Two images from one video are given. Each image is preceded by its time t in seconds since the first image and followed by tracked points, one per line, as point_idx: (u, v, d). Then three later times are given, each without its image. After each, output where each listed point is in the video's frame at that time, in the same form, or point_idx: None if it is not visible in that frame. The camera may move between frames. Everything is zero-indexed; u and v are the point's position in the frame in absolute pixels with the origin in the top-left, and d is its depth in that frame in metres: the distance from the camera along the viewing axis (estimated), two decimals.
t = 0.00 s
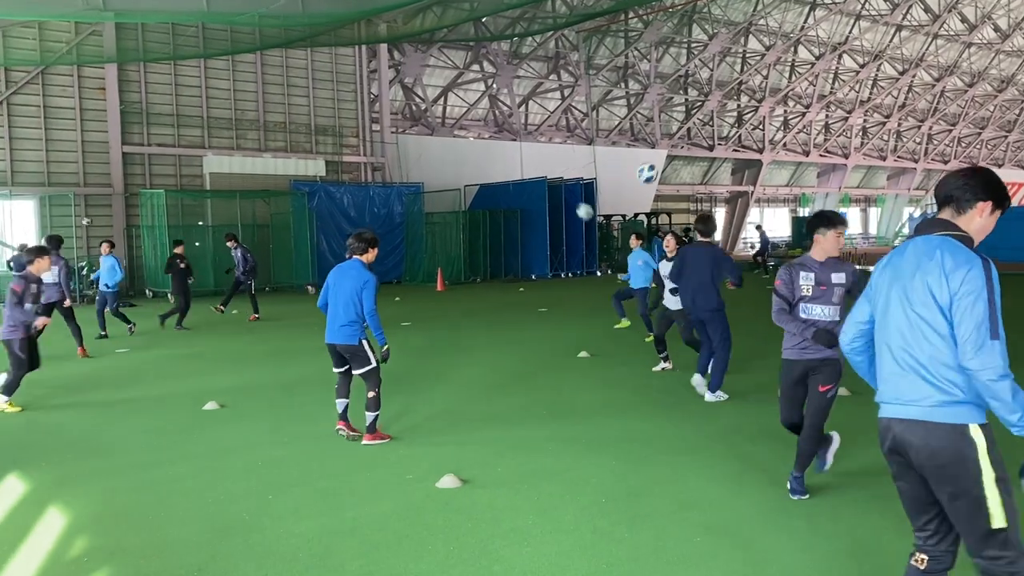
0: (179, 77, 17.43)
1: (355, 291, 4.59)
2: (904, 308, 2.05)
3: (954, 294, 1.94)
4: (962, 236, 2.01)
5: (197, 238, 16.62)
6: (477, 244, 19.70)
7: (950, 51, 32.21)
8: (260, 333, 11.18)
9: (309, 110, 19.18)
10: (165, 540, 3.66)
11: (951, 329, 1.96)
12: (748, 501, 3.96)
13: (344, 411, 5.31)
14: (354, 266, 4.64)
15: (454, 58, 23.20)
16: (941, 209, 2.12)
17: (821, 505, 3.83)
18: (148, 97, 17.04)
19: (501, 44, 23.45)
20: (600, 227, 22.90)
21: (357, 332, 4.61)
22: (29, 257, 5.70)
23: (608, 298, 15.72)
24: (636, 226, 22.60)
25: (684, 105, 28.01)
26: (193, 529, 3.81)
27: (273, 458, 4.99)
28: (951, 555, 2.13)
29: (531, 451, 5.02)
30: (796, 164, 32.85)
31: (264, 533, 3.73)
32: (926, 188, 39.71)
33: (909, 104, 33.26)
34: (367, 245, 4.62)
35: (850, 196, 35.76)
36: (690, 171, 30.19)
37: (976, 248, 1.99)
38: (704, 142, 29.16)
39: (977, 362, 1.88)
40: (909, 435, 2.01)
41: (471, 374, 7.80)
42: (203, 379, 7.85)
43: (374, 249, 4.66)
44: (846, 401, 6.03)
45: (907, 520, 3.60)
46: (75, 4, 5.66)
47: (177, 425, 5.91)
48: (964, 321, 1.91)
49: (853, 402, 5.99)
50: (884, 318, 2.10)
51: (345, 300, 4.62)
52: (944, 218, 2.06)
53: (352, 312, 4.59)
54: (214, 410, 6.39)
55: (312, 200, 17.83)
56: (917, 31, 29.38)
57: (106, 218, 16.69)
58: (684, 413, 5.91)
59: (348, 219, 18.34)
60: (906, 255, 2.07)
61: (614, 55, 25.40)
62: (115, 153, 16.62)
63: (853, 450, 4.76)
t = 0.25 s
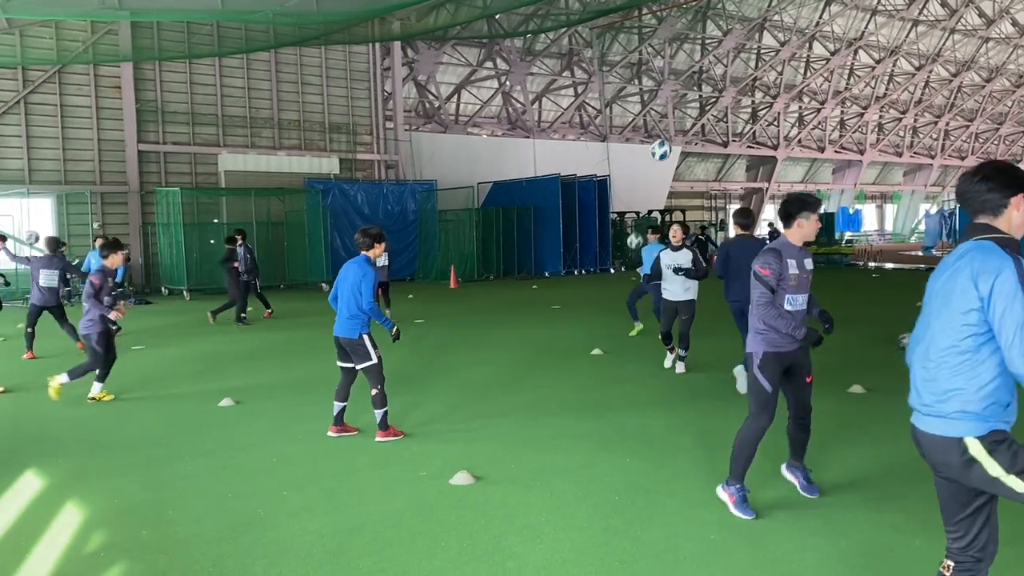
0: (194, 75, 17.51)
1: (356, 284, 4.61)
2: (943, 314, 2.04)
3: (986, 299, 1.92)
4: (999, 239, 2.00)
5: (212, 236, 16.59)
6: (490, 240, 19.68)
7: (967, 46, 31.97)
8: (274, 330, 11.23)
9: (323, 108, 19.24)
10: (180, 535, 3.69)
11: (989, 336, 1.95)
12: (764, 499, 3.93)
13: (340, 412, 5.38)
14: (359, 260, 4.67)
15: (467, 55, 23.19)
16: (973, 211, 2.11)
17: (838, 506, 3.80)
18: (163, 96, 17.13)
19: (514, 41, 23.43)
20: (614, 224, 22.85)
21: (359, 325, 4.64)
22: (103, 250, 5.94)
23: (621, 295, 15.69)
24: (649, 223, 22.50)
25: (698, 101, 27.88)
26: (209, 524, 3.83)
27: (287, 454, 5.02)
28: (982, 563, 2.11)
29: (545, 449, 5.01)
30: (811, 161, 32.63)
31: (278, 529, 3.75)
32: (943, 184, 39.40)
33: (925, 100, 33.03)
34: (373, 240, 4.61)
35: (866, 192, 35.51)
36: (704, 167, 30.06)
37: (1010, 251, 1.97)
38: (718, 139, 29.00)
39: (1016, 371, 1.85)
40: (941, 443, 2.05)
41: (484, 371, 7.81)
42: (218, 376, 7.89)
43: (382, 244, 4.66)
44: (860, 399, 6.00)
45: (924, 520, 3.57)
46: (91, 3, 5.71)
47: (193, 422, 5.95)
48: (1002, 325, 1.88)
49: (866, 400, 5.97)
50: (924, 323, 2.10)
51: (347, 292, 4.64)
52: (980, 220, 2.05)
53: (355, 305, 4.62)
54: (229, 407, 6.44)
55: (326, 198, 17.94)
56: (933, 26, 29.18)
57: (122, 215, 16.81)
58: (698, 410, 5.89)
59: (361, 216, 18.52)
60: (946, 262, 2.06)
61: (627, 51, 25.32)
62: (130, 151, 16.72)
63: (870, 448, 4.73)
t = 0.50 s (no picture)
0: (206, 74, 17.58)
1: (357, 280, 4.63)
2: None
3: None
4: None
5: (223, 233, 16.79)
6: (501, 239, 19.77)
7: (981, 42, 31.78)
8: (285, 328, 11.26)
9: (334, 106, 19.28)
10: (192, 532, 3.69)
11: None
12: (777, 497, 3.90)
13: (351, 410, 5.32)
14: (362, 258, 4.69)
15: (478, 53, 23.20)
16: None
17: (852, 505, 3.77)
18: (176, 95, 17.21)
19: (525, 38, 23.40)
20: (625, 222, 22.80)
21: (357, 322, 4.64)
22: (166, 242, 6.12)
23: (633, 293, 15.65)
24: (660, 221, 22.46)
25: (710, 99, 27.80)
26: (222, 521, 3.84)
27: (299, 451, 5.02)
28: (1006, 565, 2.12)
29: (557, 447, 5.00)
30: (824, 158, 32.50)
31: (290, 526, 3.75)
32: (956, 181, 39.16)
33: (939, 97, 32.84)
34: (376, 238, 4.63)
35: (878, 190, 35.33)
36: (716, 165, 29.95)
37: None
38: (730, 136, 28.93)
39: None
40: (1008, 447, 1.98)
41: (496, 369, 7.81)
42: (230, 373, 7.91)
43: (386, 242, 4.67)
44: (874, 397, 5.96)
45: (940, 520, 3.54)
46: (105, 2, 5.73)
47: (206, 419, 5.97)
48: None
49: (879, 398, 5.93)
50: (991, 319, 2.05)
51: (349, 289, 4.66)
52: None
53: (354, 301, 4.64)
54: (241, 404, 6.45)
55: (338, 196, 17.94)
56: (947, 22, 29.02)
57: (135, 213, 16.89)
58: (710, 409, 5.87)
59: (372, 214, 18.40)
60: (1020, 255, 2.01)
61: (639, 49, 25.26)
62: (143, 149, 16.79)
63: (884, 447, 4.69)
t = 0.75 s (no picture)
0: (219, 72, 17.63)
1: (362, 279, 4.65)
2: None
3: None
4: None
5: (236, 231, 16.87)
6: (512, 237, 19.97)
7: (997, 38, 31.53)
8: (297, 326, 11.29)
9: (346, 104, 19.31)
10: (205, 528, 3.71)
11: None
12: (788, 496, 3.89)
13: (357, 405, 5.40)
14: (369, 257, 4.70)
15: (490, 51, 23.17)
16: None
17: (864, 504, 3.75)
18: (189, 94, 17.29)
19: (537, 36, 23.34)
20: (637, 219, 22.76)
21: (362, 322, 4.65)
22: (239, 237, 6.18)
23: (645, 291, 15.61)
24: (673, 219, 22.40)
25: (722, 96, 27.67)
26: (234, 518, 3.86)
27: (310, 449, 5.04)
28: None
29: (568, 444, 5.00)
30: (837, 155, 32.31)
31: (302, 523, 3.77)
32: (971, 178, 38.87)
33: (954, 93, 32.61)
34: (382, 237, 4.63)
35: (893, 187, 35.10)
36: (729, 163, 29.80)
37: None
38: (742, 134, 28.83)
39: None
40: None
41: (507, 366, 7.81)
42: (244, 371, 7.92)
43: (393, 242, 4.68)
44: (887, 396, 5.93)
45: (952, 520, 3.52)
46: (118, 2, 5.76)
47: (218, 416, 6.00)
48: None
49: (892, 396, 5.90)
50: None
51: (355, 289, 4.67)
52: None
53: (359, 300, 4.65)
54: (253, 401, 6.48)
55: (350, 194, 18.02)
56: (962, 19, 28.82)
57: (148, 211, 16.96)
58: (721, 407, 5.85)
59: (383, 212, 18.52)
60: None
61: (651, 46, 25.17)
62: (156, 147, 16.86)
63: (896, 446, 4.67)
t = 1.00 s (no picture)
0: (230, 71, 17.67)
1: (365, 279, 4.65)
2: None
3: None
4: None
5: (247, 230, 16.96)
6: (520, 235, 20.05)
7: (1010, 35, 31.32)
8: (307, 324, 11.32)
9: (356, 103, 19.32)
10: (217, 526, 3.73)
11: None
12: (799, 495, 3.87)
13: (353, 407, 5.37)
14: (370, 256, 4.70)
15: (500, 49, 23.15)
16: None
17: (876, 504, 3.73)
18: (200, 93, 17.35)
19: (547, 34, 23.29)
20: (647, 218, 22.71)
21: (369, 321, 4.66)
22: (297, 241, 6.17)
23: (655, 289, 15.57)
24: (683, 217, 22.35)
25: (733, 94, 27.59)
26: (246, 515, 3.87)
27: (321, 446, 5.05)
28: None
29: (579, 443, 4.99)
30: (848, 154, 32.15)
31: (313, 520, 3.78)
32: (984, 176, 38.61)
33: (966, 91, 32.42)
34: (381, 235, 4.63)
35: (904, 186, 34.90)
36: (739, 161, 29.69)
37: None
38: (753, 132, 28.75)
39: None
40: None
41: (518, 365, 7.81)
42: (256, 369, 7.96)
43: (394, 240, 4.67)
44: (899, 395, 5.89)
45: (966, 520, 3.50)
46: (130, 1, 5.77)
47: (229, 414, 6.02)
48: None
49: (905, 396, 5.87)
50: None
51: (359, 288, 4.69)
52: None
53: (364, 299, 4.65)
54: (264, 399, 6.50)
55: (360, 193, 17.95)
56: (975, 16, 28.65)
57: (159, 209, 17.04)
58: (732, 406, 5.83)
59: (394, 210, 18.49)
60: None
61: (661, 44, 25.09)
62: (167, 146, 16.93)
63: (910, 446, 4.64)
